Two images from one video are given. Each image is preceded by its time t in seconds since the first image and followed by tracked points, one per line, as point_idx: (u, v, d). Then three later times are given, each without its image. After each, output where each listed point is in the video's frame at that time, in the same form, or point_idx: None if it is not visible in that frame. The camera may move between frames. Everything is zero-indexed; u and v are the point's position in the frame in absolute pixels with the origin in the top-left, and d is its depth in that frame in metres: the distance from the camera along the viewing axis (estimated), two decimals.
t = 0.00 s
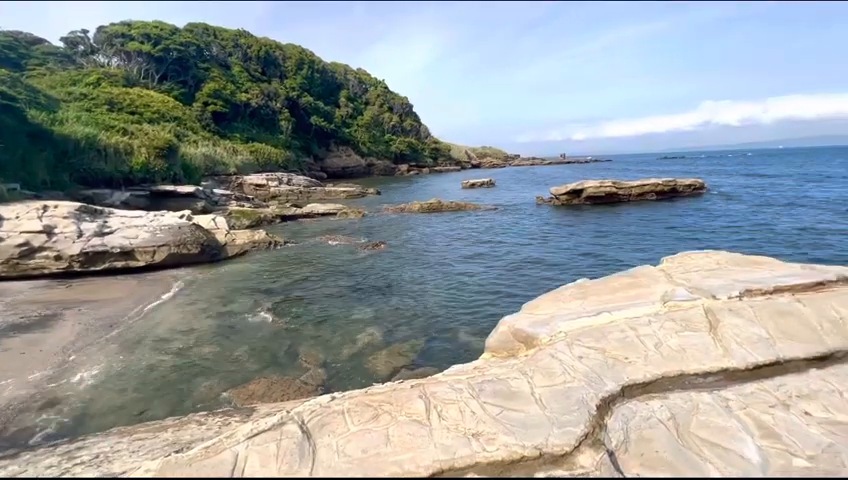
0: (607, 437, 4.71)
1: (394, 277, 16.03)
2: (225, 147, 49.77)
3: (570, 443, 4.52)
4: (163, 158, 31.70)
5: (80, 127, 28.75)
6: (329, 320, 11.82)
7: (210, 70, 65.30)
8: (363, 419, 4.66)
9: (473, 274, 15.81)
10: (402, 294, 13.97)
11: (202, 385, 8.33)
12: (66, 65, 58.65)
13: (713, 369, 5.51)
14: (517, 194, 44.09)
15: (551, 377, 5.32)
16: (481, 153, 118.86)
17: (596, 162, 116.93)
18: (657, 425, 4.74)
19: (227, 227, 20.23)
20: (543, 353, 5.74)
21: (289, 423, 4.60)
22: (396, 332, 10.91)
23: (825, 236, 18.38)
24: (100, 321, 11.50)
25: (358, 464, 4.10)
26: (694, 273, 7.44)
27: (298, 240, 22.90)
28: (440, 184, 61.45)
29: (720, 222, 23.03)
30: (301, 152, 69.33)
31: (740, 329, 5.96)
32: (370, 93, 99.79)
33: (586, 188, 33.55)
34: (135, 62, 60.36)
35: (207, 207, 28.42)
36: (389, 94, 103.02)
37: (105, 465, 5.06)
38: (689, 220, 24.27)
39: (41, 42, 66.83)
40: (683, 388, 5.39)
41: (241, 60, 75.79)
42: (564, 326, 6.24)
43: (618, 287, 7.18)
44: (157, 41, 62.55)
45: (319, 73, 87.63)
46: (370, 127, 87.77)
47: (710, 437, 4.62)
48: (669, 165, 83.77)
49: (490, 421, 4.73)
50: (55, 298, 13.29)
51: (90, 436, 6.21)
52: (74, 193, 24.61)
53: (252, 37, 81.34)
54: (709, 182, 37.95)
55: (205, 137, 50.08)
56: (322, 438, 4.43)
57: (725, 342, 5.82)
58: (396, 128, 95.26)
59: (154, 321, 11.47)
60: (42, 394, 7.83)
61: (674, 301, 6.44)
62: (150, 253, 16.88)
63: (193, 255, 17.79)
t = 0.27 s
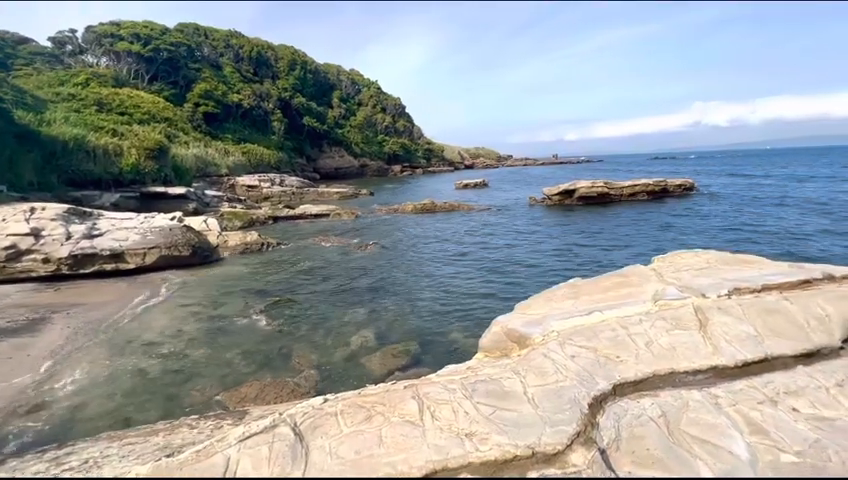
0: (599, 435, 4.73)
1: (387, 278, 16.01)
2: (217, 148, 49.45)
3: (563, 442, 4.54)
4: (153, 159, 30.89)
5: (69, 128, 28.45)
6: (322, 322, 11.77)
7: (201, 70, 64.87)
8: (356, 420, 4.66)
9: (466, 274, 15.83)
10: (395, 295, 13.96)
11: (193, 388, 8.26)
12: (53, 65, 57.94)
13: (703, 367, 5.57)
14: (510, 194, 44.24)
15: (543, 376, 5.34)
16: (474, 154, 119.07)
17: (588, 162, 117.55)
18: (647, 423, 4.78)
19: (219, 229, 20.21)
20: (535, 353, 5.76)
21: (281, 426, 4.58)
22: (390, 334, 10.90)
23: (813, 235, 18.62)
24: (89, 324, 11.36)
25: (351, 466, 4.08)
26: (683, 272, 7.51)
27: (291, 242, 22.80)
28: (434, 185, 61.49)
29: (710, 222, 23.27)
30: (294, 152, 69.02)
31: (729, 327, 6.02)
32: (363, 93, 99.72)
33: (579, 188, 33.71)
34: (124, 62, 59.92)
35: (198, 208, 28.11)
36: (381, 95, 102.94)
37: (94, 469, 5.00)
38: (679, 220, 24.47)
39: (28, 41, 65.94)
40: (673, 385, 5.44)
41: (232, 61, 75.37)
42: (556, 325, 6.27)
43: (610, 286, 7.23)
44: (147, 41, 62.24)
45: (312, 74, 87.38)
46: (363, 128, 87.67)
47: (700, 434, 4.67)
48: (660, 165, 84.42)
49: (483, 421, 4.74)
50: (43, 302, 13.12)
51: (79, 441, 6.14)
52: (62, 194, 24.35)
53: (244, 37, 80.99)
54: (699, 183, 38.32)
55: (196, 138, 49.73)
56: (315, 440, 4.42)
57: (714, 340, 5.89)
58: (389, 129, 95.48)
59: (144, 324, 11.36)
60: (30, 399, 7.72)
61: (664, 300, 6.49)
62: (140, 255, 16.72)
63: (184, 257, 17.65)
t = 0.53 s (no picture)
0: (592, 434, 4.76)
1: (381, 279, 15.98)
2: (209, 149, 49.14)
3: (556, 441, 4.54)
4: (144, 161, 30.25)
5: (57, 129, 28.13)
6: (316, 323, 11.72)
7: (192, 71, 64.45)
8: (349, 422, 4.64)
9: (460, 275, 15.85)
10: (389, 296, 13.94)
11: (185, 392, 8.18)
12: (41, 65, 57.26)
13: (694, 365, 5.62)
14: (503, 195, 44.37)
15: (537, 375, 5.35)
16: (468, 154, 119.29)
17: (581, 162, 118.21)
18: (639, 422, 4.82)
19: (211, 230, 20.00)
20: (528, 353, 5.78)
21: (273, 429, 4.55)
22: (384, 335, 10.87)
23: (803, 233, 18.84)
24: (77, 328, 11.22)
25: (345, 468, 4.06)
26: (675, 271, 7.57)
27: (284, 243, 22.71)
28: (427, 185, 61.53)
29: (701, 221, 23.50)
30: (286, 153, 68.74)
31: (719, 325, 6.08)
32: (356, 94, 99.64)
33: (571, 188, 33.87)
34: (113, 62, 59.39)
35: (189, 210, 27.76)
36: (374, 96, 102.93)
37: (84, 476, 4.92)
38: (671, 219, 24.66)
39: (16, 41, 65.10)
40: (664, 383, 5.49)
41: (224, 61, 74.95)
42: (549, 325, 6.29)
43: (602, 285, 7.26)
44: (137, 41, 61.64)
45: (304, 74, 87.11)
46: (356, 129, 87.50)
47: (691, 432, 4.72)
48: (652, 165, 85.02)
49: (477, 421, 4.75)
50: (31, 306, 12.96)
51: (69, 447, 6.06)
52: (50, 196, 24.10)
53: (235, 38, 80.59)
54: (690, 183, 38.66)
55: (188, 139, 49.38)
56: (308, 443, 4.39)
57: (705, 338, 5.94)
58: (382, 130, 95.55)
59: (135, 328, 11.24)
60: (17, 405, 7.61)
61: (656, 298, 6.53)
62: (131, 258, 16.52)
63: (176, 259, 17.52)
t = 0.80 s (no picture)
0: (585, 433, 4.78)
1: (375, 280, 15.95)
2: (200, 150, 48.81)
3: (550, 440, 4.55)
4: (134, 162, 29.97)
5: (45, 130, 27.80)
6: (310, 325, 11.65)
7: (183, 71, 64.00)
8: (342, 424, 4.62)
9: (454, 275, 15.86)
10: (382, 297, 13.91)
11: (177, 396, 8.11)
12: (29, 65, 56.49)
13: (685, 363, 5.66)
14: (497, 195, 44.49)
15: (530, 375, 5.36)
16: (461, 155, 119.43)
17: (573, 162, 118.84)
18: (632, 421, 4.85)
19: (203, 232, 19.76)
20: (522, 352, 5.78)
21: (266, 432, 4.51)
22: (378, 336, 10.84)
23: (792, 232, 19.06)
24: (66, 332, 11.08)
25: (338, 470, 4.03)
26: (666, 269, 7.62)
27: (277, 244, 22.60)
28: (421, 186, 61.53)
29: (692, 220, 23.71)
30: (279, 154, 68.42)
31: (710, 323, 6.13)
32: (349, 95, 99.54)
33: (564, 188, 34.03)
34: (103, 62, 58.82)
35: (181, 212, 27.39)
36: (367, 97, 102.90)
37: None
38: (662, 218, 24.85)
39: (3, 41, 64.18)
40: (657, 382, 5.52)
41: (216, 62, 74.52)
42: (543, 325, 6.29)
43: (595, 284, 7.29)
44: (127, 41, 61.23)
45: (297, 75, 86.83)
46: (349, 129, 87.38)
47: (683, 430, 4.75)
48: (644, 165, 85.61)
49: (471, 421, 4.74)
50: (19, 310, 12.79)
51: (58, 452, 5.97)
52: (38, 198, 23.83)
53: (227, 38, 80.17)
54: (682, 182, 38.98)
55: (179, 140, 49.02)
56: (301, 445, 4.37)
57: (696, 336, 5.98)
58: (376, 131, 95.55)
59: (125, 331, 11.12)
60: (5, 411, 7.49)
61: (648, 297, 6.56)
62: (121, 260, 16.37)
63: (167, 261, 17.35)
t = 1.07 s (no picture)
0: (578, 432, 4.80)
1: (369, 281, 15.91)
2: (192, 151, 48.45)
3: (543, 439, 4.55)
4: (124, 164, 29.71)
5: (33, 131, 27.47)
6: (303, 327, 11.61)
7: (174, 72, 63.54)
8: (336, 426, 4.60)
9: (447, 276, 15.88)
10: (376, 298, 13.89)
11: (169, 399, 8.04)
12: (15, 65, 55.65)
13: (677, 361, 5.70)
14: (490, 195, 44.59)
15: (524, 375, 5.37)
16: (455, 155, 119.58)
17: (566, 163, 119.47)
18: (624, 418, 4.87)
19: (195, 234, 19.56)
20: (516, 352, 5.79)
21: (259, 434, 4.48)
22: (372, 337, 10.81)
23: (781, 230, 19.27)
24: (56, 336, 10.95)
25: (331, 473, 4.00)
26: (658, 268, 7.67)
27: (270, 246, 22.49)
28: (415, 186, 61.52)
29: (683, 220, 23.90)
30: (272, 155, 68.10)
31: (701, 321, 6.18)
32: (342, 96, 99.41)
33: (557, 188, 34.18)
34: (91, 62, 58.25)
35: (172, 213, 27.10)
36: (360, 97, 102.76)
37: None
38: (654, 218, 25.03)
39: None
40: (648, 380, 5.55)
41: (207, 62, 74.05)
42: (536, 324, 6.30)
43: (587, 283, 7.32)
44: (116, 41, 60.70)
45: (289, 76, 86.50)
46: (343, 130, 87.18)
47: (673, 428, 4.79)
48: (636, 165, 86.19)
49: (465, 421, 4.73)
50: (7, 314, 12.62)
51: (47, 458, 5.89)
52: (26, 201, 23.60)
53: (218, 38, 79.70)
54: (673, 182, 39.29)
55: (170, 141, 48.65)
56: (294, 447, 4.35)
57: (687, 334, 6.02)
58: (369, 132, 95.43)
59: (116, 335, 11.01)
60: None
61: (640, 296, 6.58)
62: (111, 262, 16.30)
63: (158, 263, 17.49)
